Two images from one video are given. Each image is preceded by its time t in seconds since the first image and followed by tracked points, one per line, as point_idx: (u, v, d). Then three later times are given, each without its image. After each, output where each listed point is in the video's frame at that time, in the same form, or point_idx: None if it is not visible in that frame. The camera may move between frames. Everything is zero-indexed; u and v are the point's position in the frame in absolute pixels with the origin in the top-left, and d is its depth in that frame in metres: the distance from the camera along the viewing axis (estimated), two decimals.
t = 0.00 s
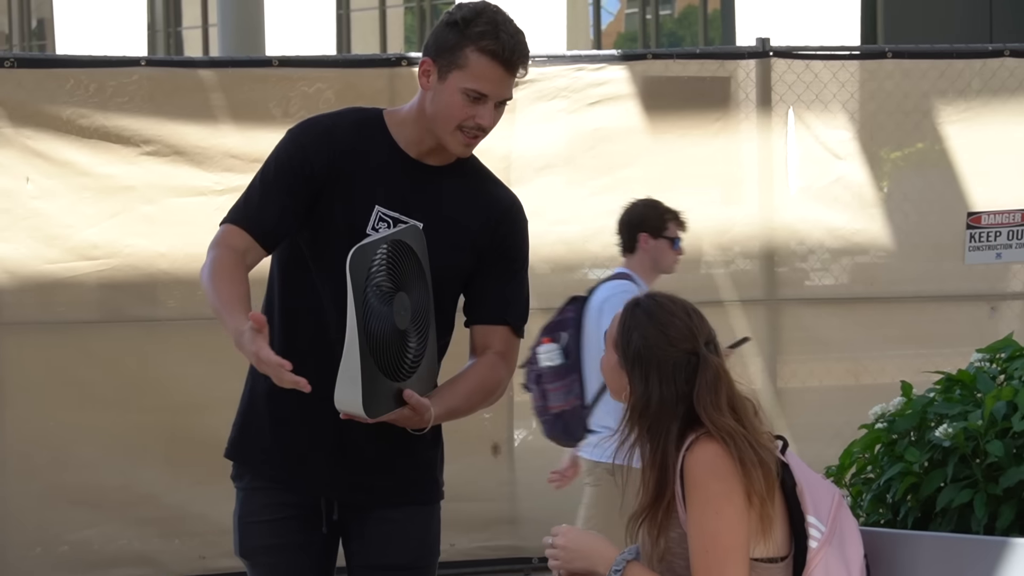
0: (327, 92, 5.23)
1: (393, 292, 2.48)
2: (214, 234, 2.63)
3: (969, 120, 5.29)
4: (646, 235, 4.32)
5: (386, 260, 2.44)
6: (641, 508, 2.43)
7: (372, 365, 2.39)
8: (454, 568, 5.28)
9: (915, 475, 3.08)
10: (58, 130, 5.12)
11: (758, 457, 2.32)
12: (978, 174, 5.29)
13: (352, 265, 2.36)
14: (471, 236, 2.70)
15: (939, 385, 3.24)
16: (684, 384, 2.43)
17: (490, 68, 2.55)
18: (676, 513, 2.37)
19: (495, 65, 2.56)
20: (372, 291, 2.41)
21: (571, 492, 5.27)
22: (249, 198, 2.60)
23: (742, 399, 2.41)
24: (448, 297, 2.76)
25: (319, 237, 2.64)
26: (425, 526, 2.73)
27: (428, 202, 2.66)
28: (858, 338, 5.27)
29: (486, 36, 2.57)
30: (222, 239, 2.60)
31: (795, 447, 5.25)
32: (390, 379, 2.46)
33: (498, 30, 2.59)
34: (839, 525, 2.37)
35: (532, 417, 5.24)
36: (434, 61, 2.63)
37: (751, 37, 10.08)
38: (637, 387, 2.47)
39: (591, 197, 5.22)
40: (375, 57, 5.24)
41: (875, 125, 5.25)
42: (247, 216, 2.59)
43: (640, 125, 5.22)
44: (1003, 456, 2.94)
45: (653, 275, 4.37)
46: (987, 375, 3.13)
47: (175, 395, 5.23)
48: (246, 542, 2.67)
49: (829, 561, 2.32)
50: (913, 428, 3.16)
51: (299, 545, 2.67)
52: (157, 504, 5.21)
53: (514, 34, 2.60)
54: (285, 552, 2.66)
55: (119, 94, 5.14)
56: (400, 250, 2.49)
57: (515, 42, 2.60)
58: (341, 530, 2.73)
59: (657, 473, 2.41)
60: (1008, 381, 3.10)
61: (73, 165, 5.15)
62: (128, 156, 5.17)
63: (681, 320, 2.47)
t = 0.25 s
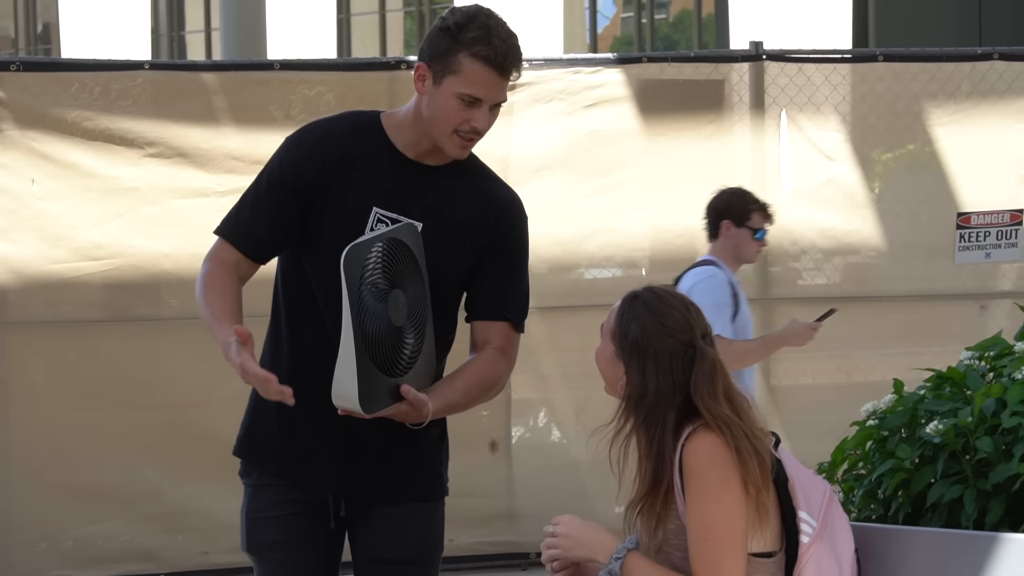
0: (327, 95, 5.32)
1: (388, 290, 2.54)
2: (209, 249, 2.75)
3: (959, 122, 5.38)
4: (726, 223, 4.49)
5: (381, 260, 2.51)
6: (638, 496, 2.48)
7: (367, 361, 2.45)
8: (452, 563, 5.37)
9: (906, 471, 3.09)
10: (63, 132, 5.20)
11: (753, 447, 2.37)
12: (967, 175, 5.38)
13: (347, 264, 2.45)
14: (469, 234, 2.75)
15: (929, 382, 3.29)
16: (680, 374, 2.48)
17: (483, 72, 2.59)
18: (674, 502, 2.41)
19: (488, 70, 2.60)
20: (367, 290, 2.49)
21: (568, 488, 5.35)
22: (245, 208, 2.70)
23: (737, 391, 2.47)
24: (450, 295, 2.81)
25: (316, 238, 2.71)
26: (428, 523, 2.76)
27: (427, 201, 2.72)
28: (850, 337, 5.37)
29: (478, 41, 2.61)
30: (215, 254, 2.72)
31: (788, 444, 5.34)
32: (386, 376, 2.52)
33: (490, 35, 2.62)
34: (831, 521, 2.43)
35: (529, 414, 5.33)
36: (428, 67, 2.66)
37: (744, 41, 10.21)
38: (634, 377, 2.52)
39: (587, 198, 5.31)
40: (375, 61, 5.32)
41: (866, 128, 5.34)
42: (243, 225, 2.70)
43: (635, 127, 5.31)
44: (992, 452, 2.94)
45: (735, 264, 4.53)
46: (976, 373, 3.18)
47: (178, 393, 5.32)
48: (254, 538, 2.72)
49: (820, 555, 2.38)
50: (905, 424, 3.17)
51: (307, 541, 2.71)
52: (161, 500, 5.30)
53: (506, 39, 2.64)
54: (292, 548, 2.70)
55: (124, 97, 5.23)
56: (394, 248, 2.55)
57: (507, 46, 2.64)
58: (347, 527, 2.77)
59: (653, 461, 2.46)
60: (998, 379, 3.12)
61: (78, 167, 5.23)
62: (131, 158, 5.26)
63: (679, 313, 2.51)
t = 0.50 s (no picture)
0: (326, 92, 5.32)
1: (383, 284, 2.52)
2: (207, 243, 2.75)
3: (957, 119, 5.38)
4: (812, 224, 4.64)
5: (377, 258, 2.50)
6: (638, 492, 2.48)
7: (361, 356, 2.44)
8: (451, 560, 5.37)
9: (904, 469, 2.90)
10: (62, 130, 5.21)
11: (753, 441, 2.37)
12: (966, 172, 5.38)
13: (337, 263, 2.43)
14: (466, 229, 2.75)
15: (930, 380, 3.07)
16: (680, 369, 2.48)
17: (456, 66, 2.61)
18: (675, 498, 2.41)
19: (462, 63, 2.63)
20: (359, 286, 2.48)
21: (567, 486, 5.35)
22: (242, 204, 2.71)
23: (737, 386, 2.47)
24: (448, 288, 2.80)
25: (315, 234, 2.71)
26: (425, 520, 2.74)
27: (423, 196, 2.72)
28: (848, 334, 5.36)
29: (453, 35, 2.63)
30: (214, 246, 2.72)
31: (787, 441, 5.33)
32: (382, 369, 2.51)
33: (465, 29, 2.64)
34: (830, 517, 2.40)
35: (528, 411, 5.34)
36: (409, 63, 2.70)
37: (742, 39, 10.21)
38: (633, 372, 2.52)
39: (587, 195, 5.31)
40: (374, 58, 5.33)
41: (865, 125, 5.34)
42: (242, 221, 2.70)
43: (633, 124, 5.32)
44: (992, 450, 2.73)
45: (819, 264, 4.67)
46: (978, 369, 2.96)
47: (177, 391, 5.32)
48: (250, 534, 2.70)
49: (818, 552, 2.34)
50: (905, 422, 2.99)
51: (303, 538, 2.69)
52: (160, 498, 5.30)
53: (482, 33, 2.65)
54: (288, 544, 2.68)
55: (122, 94, 5.23)
56: (388, 243, 2.54)
57: (483, 40, 2.64)
58: (344, 524, 2.75)
59: (654, 457, 2.46)
60: (1000, 375, 2.91)
61: (77, 165, 5.24)
62: (130, 156, 5.26)
63: (678, 308, 2.53)
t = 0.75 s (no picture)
0: (324, 86, 5.32)
1: (367, 273, 2.51)
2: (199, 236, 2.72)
3: (955, 114, 5.38)
4: (909, 220, 4.59)
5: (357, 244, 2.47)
6: (636, 488, 2.48)
7: (356, 343, 2.43)
8: (449, 554, 5.38)
9: (904, 462, 2.88)
10: (60, 123, 5.21)
11: (752, 436, 2.37)
12: (964, 167, 5.38)
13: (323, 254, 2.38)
14: (461, 223, 2.72)
15: (927, 375, 3.03)
16: (677, 364, 2.48)
17: (432, 71, 2.55)
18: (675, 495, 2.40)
19: (438, 69, 2.56)
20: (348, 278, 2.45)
21: (564, 480, 5.35)
22: (234, 200, 2.68)
23: (734, 380, 2.47)
24: (444, 286, 2.76)
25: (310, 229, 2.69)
26: (423, 514, 2.71)
27: (417, 191, 2.70)
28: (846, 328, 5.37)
29: (436, 41, 2.57)
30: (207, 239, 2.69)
31: (785, 436, 5.34)
32: (379, 360, 2.50)
33: (449, 36, 2.58)
34: (830, 511, 2.38)
35: (526, 405, 5.34)
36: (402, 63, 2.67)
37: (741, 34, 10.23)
38: (630, 370, 2.50)
39: (585, 189, 5.32)
40: (372, 53, 5.34)
41: (863, 119, 5.36)
42: (235, 219, 2.68)
43: (632, 119, 5.32)
44: (990, 444, 2.73)
45: (916, 257, 4.64)
46: (975, 364, 2.92)
47: (175, 384, 5.32)
48: (248, 530, 2.67)
49: (817, 547, 2.33)
50: (903, 416, 2.96)
51: (302, 533, 2.66)
52: (158, 491, 5.31)
53: (465, 44, 2.58)
54: (287, 540, 2.64)
55: (121, 88, 5.24)
56: (368, 232, 2.51)
57: (464, 51, 2.57)
58: (342, 518, 2.71)
59: (652, 453, 2.45)
60: (998, 370, 2.88)
61: (75, 158, 5.23)
62: (128, 149, 5.26)
63: (673, 304, 2.52)
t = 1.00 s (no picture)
0: (318, 81, 5.33)
1: (336, 277, 2.49)
2: (188, 216, 2.72)
3: (948, 109, 5.39)
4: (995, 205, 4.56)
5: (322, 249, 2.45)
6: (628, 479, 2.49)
7: (340, 345, 2.42)
8: (442, 549, 5.38)
9: (896, 458, 2.88)
10: (53, 118, 5.20)
11: (745, 431, 2.37)
12: (957, 162, 5.39)
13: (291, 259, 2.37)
14: (454, 219, 2.70)
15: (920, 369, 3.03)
16: (671, 359, 2.47)
17: (432, 72, 2.54)
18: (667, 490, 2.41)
19: (439, 71, 2.55)
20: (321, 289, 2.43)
21: (557, 475, 5.36)
22: (228, 179, 2.71)
23: (728, 375, 2.46)
24: (436, 284, 2.73)
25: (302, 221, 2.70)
26: (414, 509, 2.71)
27: (410, 189, 2.67)
28: (838, 323, 5.38)
29: (438, 42, 2.57)
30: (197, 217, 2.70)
31: (778, 430, 5.35)
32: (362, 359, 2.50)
33: (452, 37, 2.57)
34: (822, 506, 2.38)
35: (519, 400, 5.34)
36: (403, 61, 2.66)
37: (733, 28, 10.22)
38: (624, 363, 2.49)
39: (579, 183, 5.31)
40: (365, 47, 5.34)
41: (856, 114, 5.36)
42: (228, 202, 2.70)
43: (625, 113, 5.31)
44: (983, 439, 2.72)
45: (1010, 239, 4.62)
46: (968, 359, 2.93)
47: (169, 379, 5.32)
48: (238, 523, 2.66)
49: (809, 543, 2.33)
50: (896, 410, 2.96)
51: (292, 527, 2.65)
52: (151, 486, 5.31)
53: (467, 46, 2.57)
54: (277, 534, 2.64)
55: (114, 82, 5.23)
56: (330, 238, 2.50)
57: (466, 53, 2.57)
58: (332, 512, 2.71)
59: (644, 446, 2.46)
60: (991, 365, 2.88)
61: (68, 152, 5.22)
62: (122, 144, 5.25)
63: (666, 298, 2.50)
